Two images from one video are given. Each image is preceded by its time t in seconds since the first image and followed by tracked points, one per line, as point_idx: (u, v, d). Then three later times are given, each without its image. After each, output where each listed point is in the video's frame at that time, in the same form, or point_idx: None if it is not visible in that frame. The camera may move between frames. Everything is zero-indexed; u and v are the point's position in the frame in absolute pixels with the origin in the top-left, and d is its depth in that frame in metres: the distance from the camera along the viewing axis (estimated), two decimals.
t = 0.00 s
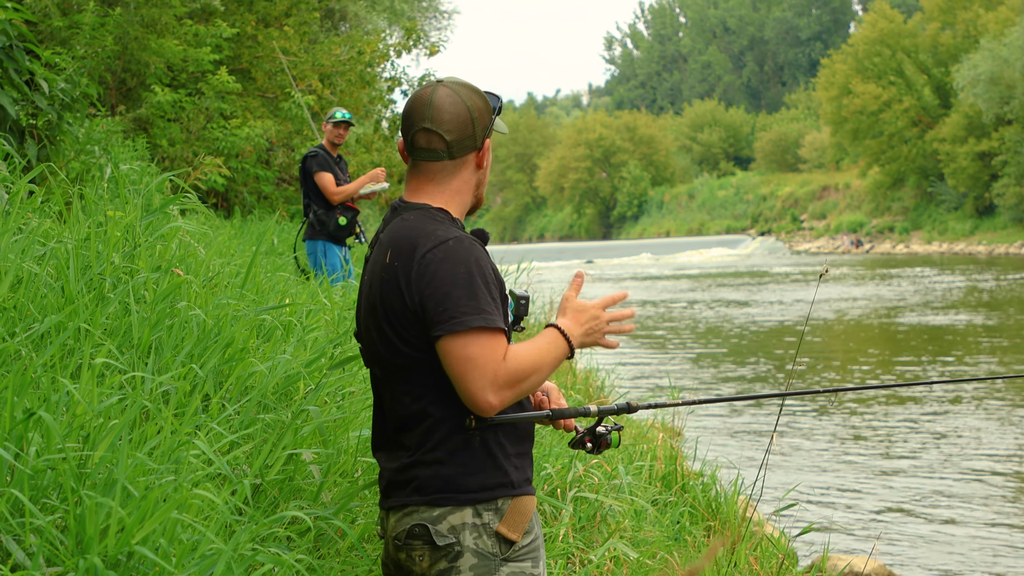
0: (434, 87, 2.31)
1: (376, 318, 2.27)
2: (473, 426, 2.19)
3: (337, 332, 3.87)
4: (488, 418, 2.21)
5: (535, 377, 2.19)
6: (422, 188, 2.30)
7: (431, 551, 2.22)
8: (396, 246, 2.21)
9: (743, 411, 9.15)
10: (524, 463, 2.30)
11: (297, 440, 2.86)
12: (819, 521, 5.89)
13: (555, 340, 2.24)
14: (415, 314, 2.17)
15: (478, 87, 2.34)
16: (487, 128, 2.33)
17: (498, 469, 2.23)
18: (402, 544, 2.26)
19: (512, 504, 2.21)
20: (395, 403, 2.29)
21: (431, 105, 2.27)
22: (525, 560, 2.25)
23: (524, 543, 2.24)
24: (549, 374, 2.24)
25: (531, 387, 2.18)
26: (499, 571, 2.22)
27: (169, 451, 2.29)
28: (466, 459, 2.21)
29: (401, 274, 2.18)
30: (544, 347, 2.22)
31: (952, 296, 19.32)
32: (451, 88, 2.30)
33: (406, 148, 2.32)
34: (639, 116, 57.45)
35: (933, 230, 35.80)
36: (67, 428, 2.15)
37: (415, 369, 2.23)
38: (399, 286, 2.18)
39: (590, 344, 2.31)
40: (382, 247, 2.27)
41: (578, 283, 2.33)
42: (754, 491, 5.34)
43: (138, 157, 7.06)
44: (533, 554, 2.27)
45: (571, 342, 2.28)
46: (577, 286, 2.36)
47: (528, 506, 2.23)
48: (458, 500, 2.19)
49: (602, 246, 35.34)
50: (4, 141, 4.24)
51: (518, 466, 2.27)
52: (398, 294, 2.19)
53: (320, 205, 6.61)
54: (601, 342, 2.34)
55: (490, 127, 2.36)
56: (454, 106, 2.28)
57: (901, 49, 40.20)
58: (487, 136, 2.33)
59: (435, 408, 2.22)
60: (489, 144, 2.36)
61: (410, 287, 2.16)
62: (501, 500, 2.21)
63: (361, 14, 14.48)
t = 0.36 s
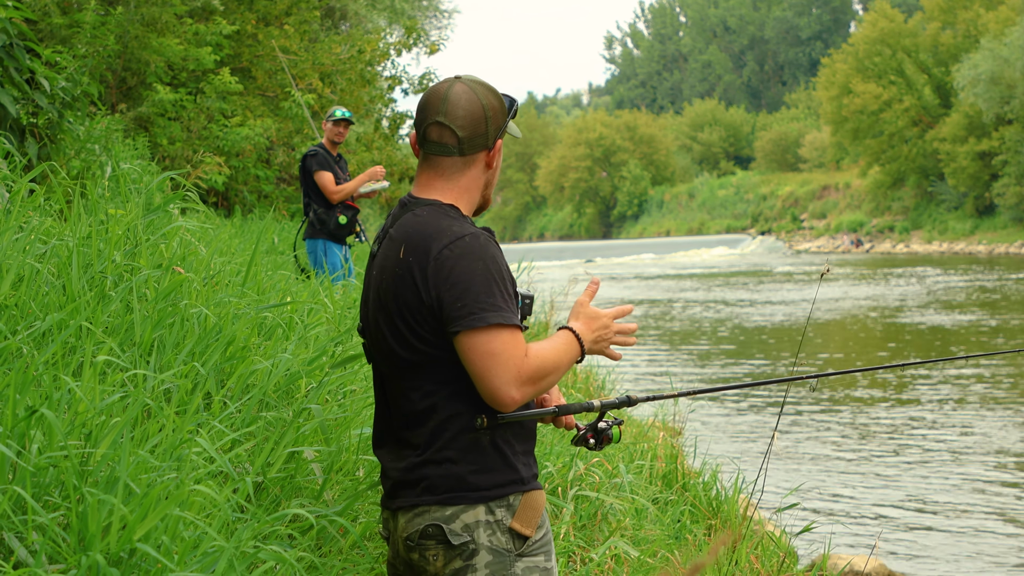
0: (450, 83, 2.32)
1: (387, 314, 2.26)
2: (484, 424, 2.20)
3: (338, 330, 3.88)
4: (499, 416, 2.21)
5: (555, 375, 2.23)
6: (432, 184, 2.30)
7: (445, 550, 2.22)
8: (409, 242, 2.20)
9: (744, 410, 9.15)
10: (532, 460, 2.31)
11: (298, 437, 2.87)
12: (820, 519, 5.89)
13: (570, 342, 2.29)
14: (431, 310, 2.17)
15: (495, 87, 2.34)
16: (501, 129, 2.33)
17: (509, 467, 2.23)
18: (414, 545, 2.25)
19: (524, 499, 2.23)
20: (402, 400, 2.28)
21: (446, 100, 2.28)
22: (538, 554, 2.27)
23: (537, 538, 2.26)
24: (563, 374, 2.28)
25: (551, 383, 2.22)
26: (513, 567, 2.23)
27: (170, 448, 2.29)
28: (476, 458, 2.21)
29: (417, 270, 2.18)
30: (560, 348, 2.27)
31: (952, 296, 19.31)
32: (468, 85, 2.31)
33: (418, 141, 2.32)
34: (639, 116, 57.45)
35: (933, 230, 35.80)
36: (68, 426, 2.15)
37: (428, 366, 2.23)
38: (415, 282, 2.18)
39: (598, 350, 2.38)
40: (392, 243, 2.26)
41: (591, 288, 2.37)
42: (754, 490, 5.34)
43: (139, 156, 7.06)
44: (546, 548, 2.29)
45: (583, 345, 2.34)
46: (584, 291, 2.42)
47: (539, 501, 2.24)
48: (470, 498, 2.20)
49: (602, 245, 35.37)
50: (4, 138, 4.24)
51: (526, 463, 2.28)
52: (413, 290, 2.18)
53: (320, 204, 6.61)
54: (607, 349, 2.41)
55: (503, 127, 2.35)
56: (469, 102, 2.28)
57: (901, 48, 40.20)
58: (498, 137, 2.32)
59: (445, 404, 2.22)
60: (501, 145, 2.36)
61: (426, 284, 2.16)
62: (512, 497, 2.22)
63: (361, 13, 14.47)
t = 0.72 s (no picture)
0: (454, 80, 2.32)
1: (394, 310, 2.25)
2: (494, 419, 2.20)
3: (339, 327, 3.89)
4: (507, 412, 2.22)
5: (562, 371, 2.24)
6: (437, 180, 2.30)
7: (451, 546, 2.22)
8: (416, 238, 2.20)
9: (744, 407, 9.15)
10: (538, 457, 2.31)
11: (300, 434, 2.88)
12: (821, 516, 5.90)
13: (576, 339, 2.30)
14: (439, 306, 2.17)
15: (500, 83, 2.34)
16: (505, 125, 2.34)
17: (516, 463, 2.24)
18: (421, 541, 2.25)
19: (531, 496, 2.23)
20: (409, 396, 2.28)
21: (452, 95, 2.28)
22: (544, 551, 2.27)
23: (543, 535, 2.26)
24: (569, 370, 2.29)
25: (559, 379, 2.23)
26: (519, 564, 2.23)
27: (171, 445, 2.29)
28: (484, 454, 2.22)
29: (424, 266, 2.18)
30: (566, 345, 2.28)
31: (952, 293, 19.30)
32: (474, 81, 2.31)
33: (422, 137, 2.32)
34: (639, 113, 57.45)
35: (933, 227, 35.78)
36: (69, 423, 2.15)
37: (435, 362, 2.23)
38: (423, 279, 2.18)
39: (603, 347, 2.39)
40: (398, 240, 2.25)
41: (595, 286, 2.39)
42: (755, 487, 5.34)
43: (139, 153, 7.05)
44: (552, 545, 2.29)
45: (588, 342, 2.35)
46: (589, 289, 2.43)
47: (546, 498, 2.24)
48: (478, 495, 2.20)
49: (602, 243, 35.38)
50: (5, 136, 4.23)
51: (533, 460, 2.28)
52: (421, 287, 2.18)
53: (320, 201, 6.60)
54: (612, 345, 2.41)
55: (508, 124, 2.36)
56: (475, 99, 2.28)
57: (901, 46, 40.18)
58: (502, 133, 2.32)
59: (452, 400, 2.22)
60: (505, 141, 2.36)
61: (435, 280, 2.16)
62: (520, 494, 2.23)
63: (361, 11, 14.46)
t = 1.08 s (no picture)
0: (453, 78, 2.31)
1: (395, 309, 2.25)
2: (496, 417, 2.19)
3: (340, 325, 3.89)
4: (509, 410, 2.20)
5: (564, 369, 2.23)
6: (436, 178, 2.30)
7: (453, 544, 2.21)
8: (416, 237, 2.20)
9: (746, 404, 9.14)
10: (540, 455, 2.31)
11: (300, 432, 2.87)
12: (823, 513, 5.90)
13: (578, 338, 2.30)
14: (439, 305, 2.16)
15: (499, 80, 2.34)
16: (504, 123, 2.33)
17: (518, 461, 2.23)
18: (422, 539, 2.25)
19: (532, 495, 2.23)
20: (411, 394, 2.28)
21: (450, 93, 2.28)
22: (545, 549, 2.26)
23: (545, 533, 2.26)
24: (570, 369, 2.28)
25: (560, 376, 2.22)
26: (522, 562, 2.23)
27: (172, 443, 2.28)
28: (485, 452, 2.21)
29: (424, 264, 2.18)
30: (568, 344, 2.28)
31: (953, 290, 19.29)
32: (472, 79, 2.31)
33: (421, 135, 2.31)
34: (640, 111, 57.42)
35: (934, 224, 35.74)
36: (69, 421, 2.15)
37: (436, 360, 2.22)
38: (423, 278, 2.17)
39: (604, 348, 2.39)
40: (398, 238, 2.25)
41: (597, 287, 2.39)
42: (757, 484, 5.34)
43: (139, 152, 7.05)
44: (553, 544, 2.28)
45: (589, 341, 2.35)
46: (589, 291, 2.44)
47: (547, 496, 2.24)
48: (480, 492, 2.20)
49: (603, 240, 35.37)
50: (5, 135, 4.23)
51: (535, 458, 2.28)
52: (421, 285, 2.18)
53: (321, 199, 6.60)
54: (613, 346, 2.41)
55: (507, 121, 2.35)
56: (473, 96, 2.28)
57: (902, 42, 40.15)
58: (501, 131, 2.31)
59: (454, 399, 2.22)
60: (505, 139, 2.35)
61: (435, 278, 2.16)
62: (521, 491, 2.22)
63: (361, 9, 14.45)
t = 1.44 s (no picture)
0: (455, 77, 2.31)
1: (398, 310, 2.25)
2: (498, 418, 2.18)
3: (345, 325, 3.89)
4: (512, 409, 2.20)
5: (576, 351, 2.21)
6: (438, 177, 2.29)
7: (457, 545, 2.21)
8: (417, 239, 2.19)
9: (751, 403, 9.13)
10: (544, 455, 2.30)
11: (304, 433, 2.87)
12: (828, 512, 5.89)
13: (582, 308, 2.25)
14: (443, 306, 2.15)
15: (502, 80, 2.33)
16: (508, 121, 2.32)
17: (522, 461, 2.22)
18: (426, 539, 2.25)
19: (536, 494, 2.21)
20: (414, 395, 2.27)
21: (452, 93, 2.27)
22: (550, 549, 2.26)
23: (549, 533, 2.25)
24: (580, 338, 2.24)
25: (574, 357, 2.20)
26: (526, 562, 2.22)
27: (177, 444, 2.28)
28: (489, 453, 2.20)
29: (426, 265, 2.17)
30: (574, 318, 2.24)
31: (960, 289, 19.24)
32: (474, 78, 2.30)
33: (424, 135, 2.31)
34: (644, 110, 57.38)
35: (939, 222, 35.67)
36: (74, 423, 2.14)
37: (440, 361, 2.22)
38: (426, 280, 2.17)
39: (607, 300, 2.33)
40: (400, 240, 2.25)
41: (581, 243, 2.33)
42: (762, 484, 5.33)
43: (144, 152, 7.07)
44: (557, 544, 2.28)
45: (593, 303, 2.29)
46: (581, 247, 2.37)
47: (552, 496, 2.23)
48: (482, 493, 2.19)
49: (608, 240, 35.38)
50: (10, 136, 4.25)
51: (538, 458, 2.27)
52: (424, 286, 2.17)
53: (325, 199, 6.59)
54: (617, 295, 2.35)
55: (510, 121, 2.33)
56: (475, 95, 2.27)
57: (907, 41, 40.07)
58: (504, 129, 2.31)
59: (458, 399, 2.22)
60: (508, 138, 2.34)
61: (438, 280, 2.15)
62: (525, 491, 2.21)
63: (366, 9, 14.47)
